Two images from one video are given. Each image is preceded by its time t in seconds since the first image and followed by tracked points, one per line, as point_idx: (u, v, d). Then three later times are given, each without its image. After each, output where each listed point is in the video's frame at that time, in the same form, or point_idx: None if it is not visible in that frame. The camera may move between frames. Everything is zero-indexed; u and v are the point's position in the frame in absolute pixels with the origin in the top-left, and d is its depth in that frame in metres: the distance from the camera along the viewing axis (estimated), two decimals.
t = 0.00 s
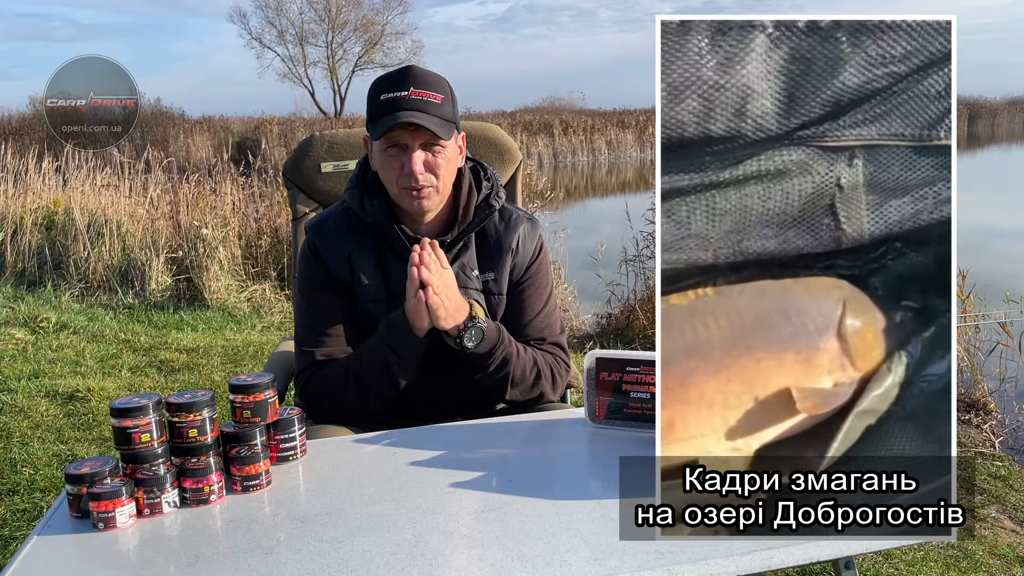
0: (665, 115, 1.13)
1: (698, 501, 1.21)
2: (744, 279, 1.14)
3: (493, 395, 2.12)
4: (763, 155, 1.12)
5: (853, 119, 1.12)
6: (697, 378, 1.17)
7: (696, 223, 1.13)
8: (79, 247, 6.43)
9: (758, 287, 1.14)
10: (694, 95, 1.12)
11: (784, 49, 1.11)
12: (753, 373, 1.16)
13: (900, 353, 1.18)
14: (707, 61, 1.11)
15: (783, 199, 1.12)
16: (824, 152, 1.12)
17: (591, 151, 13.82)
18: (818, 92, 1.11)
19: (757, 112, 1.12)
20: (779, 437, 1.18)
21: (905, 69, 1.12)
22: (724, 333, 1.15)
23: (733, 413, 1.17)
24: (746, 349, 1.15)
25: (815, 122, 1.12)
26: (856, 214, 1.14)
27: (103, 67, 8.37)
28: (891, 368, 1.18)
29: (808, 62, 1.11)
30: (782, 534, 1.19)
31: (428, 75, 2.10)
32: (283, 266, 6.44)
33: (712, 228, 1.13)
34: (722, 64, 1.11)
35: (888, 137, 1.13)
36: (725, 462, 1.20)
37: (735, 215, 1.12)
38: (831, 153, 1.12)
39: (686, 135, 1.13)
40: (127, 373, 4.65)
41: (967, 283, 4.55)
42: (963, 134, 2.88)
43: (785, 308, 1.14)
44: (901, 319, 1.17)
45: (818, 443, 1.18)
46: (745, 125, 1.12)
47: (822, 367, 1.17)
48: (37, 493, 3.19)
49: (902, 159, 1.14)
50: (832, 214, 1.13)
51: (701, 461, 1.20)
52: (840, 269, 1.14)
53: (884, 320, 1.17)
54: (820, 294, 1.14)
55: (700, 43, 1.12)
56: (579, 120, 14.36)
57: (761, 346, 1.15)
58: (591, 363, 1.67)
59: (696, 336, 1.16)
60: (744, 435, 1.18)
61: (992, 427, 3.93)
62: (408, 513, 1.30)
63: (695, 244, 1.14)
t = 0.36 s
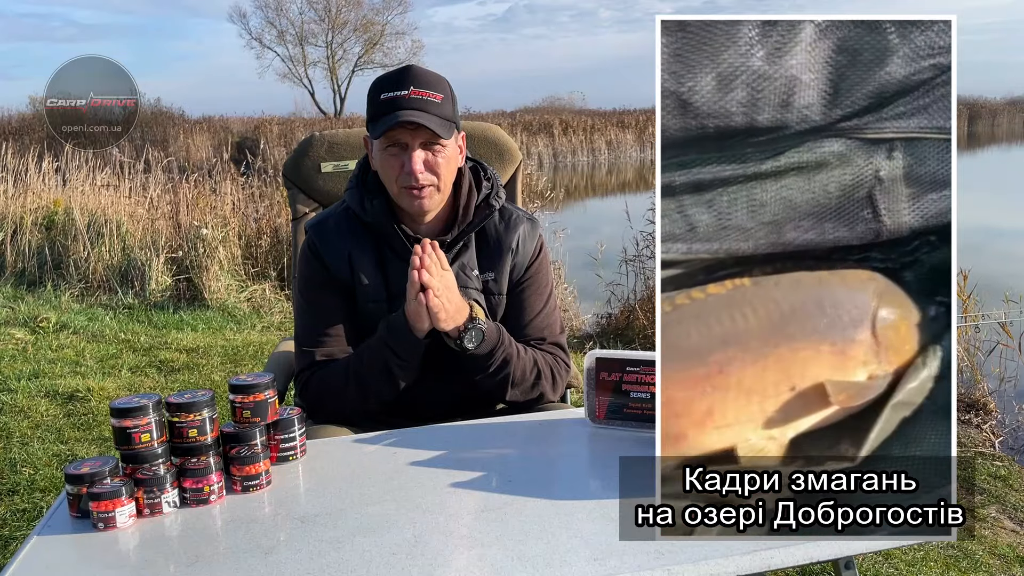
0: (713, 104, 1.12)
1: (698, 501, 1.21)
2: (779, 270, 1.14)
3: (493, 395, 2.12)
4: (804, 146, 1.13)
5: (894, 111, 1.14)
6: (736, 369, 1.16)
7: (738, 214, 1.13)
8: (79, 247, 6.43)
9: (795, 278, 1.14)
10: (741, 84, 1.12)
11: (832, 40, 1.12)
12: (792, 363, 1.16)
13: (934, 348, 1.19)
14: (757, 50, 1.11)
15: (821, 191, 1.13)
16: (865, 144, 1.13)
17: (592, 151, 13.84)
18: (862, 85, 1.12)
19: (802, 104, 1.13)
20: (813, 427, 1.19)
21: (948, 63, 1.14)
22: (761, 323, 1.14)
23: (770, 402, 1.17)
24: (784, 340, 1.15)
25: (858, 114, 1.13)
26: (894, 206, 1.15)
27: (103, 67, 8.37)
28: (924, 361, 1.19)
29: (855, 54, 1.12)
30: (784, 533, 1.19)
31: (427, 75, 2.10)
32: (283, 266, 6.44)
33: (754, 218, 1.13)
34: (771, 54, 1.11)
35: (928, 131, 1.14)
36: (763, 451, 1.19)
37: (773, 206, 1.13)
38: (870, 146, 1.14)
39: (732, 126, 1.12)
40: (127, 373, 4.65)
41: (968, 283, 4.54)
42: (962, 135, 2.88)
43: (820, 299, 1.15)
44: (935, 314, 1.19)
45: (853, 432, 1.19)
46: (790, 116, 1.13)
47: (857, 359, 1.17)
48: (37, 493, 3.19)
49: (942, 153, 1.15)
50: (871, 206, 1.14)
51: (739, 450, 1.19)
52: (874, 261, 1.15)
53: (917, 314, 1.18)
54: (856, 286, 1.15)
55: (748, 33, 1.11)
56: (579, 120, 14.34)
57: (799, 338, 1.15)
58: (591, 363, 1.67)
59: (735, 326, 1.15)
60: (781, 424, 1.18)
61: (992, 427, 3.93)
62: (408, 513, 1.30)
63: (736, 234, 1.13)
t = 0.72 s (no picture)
0: (757, 99, 1.11)
1: (698, 501, 1.21)
2: (812, 267, 1.14)
3: (492, 392, 2.12)
4: (844, 143, 1.13)
5: (934, 110, 1.14)
6: (768, 363, 1.15)
7: (773, 211, 1.13)
8: (79, 247, 6.43)
9: (829, 275, 1.14)
10: (785, 80, 1.11)
11: (877, 37, 1.12)
12: (823, 360, 1.16)
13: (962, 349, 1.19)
14: (802, 47, 1.11)
15: (859, 188, 1.13)
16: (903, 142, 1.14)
17: (591, 151, 13.85)
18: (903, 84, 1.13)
19: (844, 101, 1.12)
20: (844, 423, 1.18)
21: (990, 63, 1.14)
22: (795, 319, 1.14)
23: (801, 398, 1.17)
24: (816, 338, 1.15)
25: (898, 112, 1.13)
26: (933, 204, 1.14)
27: (103, 67, 8.38)
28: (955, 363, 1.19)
29: (899, 51, 1.13)
30: (783, 533, 1.19)
31: (429, 78, 2.10)
32: (283, 266, 6.44)
33: (789, 215, 1.13)
34: (816, 50, 1.11)
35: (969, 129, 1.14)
36: (793, 447, 1.19)
37: (810, 203, 1.13)
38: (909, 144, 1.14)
39: (774, 120, 1.12)
40: (127, 373, 4.65)
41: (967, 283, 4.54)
42: (962, 135, 2.88)
43: (853, 296, 1.14)
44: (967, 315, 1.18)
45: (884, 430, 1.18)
46: (831, 113, 1.13)
47: (889, 358, 1.17)
48: (37, 493, 3.19)
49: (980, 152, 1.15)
50: (909, 203, 1.14)
51: (769, 444, 1.19)
52: (906, 260, 1.15)
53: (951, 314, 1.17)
54: (889, 286, 1.15)
55: (795, 29, 1.11)
56: (579, 120, 14.34)
57: (831, 334, 1.15)
58: (591, 363, 1.67)
59: (768, 321, 1.15)
60: (811, 421, 1.18)
61: (992, 427, 3.93)
62: (408, 513, 1.30)
63: (771, 230, 1.14)
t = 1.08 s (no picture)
0: (805, 97, 1.11)
1: (699, 501, 1.21)
2: (847, 267, 1.14)
3: (492, 395, 2.12)
4: (888, 142, 1.13)
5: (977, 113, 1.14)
6: (802, 360, 1.15)
7: (812, 208, 1.13)
8: (79, 247, 6.43)
9: (863, 274, 1.14)
10: (835, 79, 1.11)
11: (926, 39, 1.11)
12: (857, 359, 1.15)
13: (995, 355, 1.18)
14: (854, 46, 1.10)
15: (900, 188, 1.13)
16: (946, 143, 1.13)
17: (591, 151, 13.86)
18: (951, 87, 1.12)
19: (891, 101, 1.12)
20: (875, 422, 1.17)
21: None
22: (829, 316, 1.14)
23: (835, 396, 1.15)
24: (851, 336, 1.14)
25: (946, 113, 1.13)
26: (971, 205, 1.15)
27: (103, 67, 8.38)
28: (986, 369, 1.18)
29: (947, 52, 1.13)
30: (784, 532, 1.19)
31: (428, 76, 2.10)
32: (283, 266, 6.44)
33: (828, 213, 1.13)
34: (867, 49, 1.10)
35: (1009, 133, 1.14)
36: (823, 445, 1.18)
37: (850, 202, 1.13)
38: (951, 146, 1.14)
39: (820, 119, 1.12)
40: (127, 373, 4.65)
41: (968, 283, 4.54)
42: (961, 135, 2.89)
43: (889, 297, 1.14)
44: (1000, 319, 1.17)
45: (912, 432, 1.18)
46: (877, 113, 1.12)
47: (922, 360, 1.16)
48: (37, 493, 3.19)
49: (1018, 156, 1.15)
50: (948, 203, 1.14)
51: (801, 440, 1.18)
52: (940, 263, 1.14)
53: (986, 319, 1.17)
54: (926, 290, 1.14)
55: (847, 27, 1.10)
56: (579, 120, 14.33)
57: (865, 334, 1.14)
58: (591, 363, 1.67)
59: (802, 318, 1.14)
60: (842, 419, 1.17)
61: (992, 427, 3.93)
62: (409, 513, 1.30)
63: (809, 228, 1.13)
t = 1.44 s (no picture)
0: (846, 101, 1.11)
1: (699, 501, 1.21)
2: (876, 270, 1.14)
3: (493, 395, 2.12)
4: (922, 148, 1.13)
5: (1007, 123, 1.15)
6: (830, 360, 1.15)
7: (845, 211, 1.13)
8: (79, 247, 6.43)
9: (891, 278, 1.15)
10: (875, 84, 1.11)
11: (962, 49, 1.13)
12: (884, 362, 1.15)
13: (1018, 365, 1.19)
14: (894, 53, 1.11)
15: (931, 193, 1.14)
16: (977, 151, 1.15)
17: (591, 151, 13.86)
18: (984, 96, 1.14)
19: (928, 107, 1.13)
20: (900, 426, 1.18)
21: None
22: (857, 320, 1.14)
23: (861, 399, 1.16)
24: (880, 339, 1.15)
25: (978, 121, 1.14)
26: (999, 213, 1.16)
27: (103, 67, 8.38)
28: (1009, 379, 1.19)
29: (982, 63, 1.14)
30: (784, 533, 1.19)
31: (426, 74, 2.10)
32: (283, 266, 6.44)
33: (859, 216, 1.13)
34: (906, 56, 1.12)
35: None
36: (850, 446, 1.18)
37: (883, 205, 1.13)
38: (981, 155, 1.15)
39: (859, 123, 1.12)
40: (127, 373, 4.65)
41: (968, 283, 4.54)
42: (961, 135, 2.89)
43: (916, 301, 1.15)
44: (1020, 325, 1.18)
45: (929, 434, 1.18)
46: (914, 118, 1.13)
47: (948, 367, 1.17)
48: (37, 493, 3.19)
49: None
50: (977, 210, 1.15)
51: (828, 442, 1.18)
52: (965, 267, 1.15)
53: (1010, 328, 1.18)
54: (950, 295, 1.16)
55: (889, 34, 1.11)
56: (579, 120, 14.33)
57: (894, 338, 1.15)
58: (591, 363, 1.68)
59: (831, 321, 1.14)
60: (869, 421, 1.17)
61: (992, 427, 3.93)
62: (409, 513, 1.30)
63: (841, 230, 1.14)
